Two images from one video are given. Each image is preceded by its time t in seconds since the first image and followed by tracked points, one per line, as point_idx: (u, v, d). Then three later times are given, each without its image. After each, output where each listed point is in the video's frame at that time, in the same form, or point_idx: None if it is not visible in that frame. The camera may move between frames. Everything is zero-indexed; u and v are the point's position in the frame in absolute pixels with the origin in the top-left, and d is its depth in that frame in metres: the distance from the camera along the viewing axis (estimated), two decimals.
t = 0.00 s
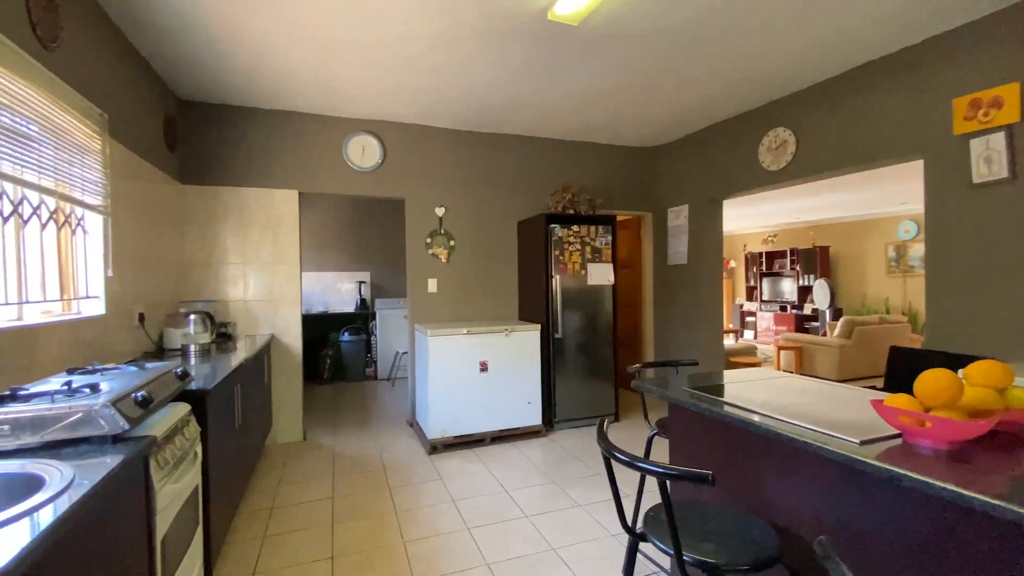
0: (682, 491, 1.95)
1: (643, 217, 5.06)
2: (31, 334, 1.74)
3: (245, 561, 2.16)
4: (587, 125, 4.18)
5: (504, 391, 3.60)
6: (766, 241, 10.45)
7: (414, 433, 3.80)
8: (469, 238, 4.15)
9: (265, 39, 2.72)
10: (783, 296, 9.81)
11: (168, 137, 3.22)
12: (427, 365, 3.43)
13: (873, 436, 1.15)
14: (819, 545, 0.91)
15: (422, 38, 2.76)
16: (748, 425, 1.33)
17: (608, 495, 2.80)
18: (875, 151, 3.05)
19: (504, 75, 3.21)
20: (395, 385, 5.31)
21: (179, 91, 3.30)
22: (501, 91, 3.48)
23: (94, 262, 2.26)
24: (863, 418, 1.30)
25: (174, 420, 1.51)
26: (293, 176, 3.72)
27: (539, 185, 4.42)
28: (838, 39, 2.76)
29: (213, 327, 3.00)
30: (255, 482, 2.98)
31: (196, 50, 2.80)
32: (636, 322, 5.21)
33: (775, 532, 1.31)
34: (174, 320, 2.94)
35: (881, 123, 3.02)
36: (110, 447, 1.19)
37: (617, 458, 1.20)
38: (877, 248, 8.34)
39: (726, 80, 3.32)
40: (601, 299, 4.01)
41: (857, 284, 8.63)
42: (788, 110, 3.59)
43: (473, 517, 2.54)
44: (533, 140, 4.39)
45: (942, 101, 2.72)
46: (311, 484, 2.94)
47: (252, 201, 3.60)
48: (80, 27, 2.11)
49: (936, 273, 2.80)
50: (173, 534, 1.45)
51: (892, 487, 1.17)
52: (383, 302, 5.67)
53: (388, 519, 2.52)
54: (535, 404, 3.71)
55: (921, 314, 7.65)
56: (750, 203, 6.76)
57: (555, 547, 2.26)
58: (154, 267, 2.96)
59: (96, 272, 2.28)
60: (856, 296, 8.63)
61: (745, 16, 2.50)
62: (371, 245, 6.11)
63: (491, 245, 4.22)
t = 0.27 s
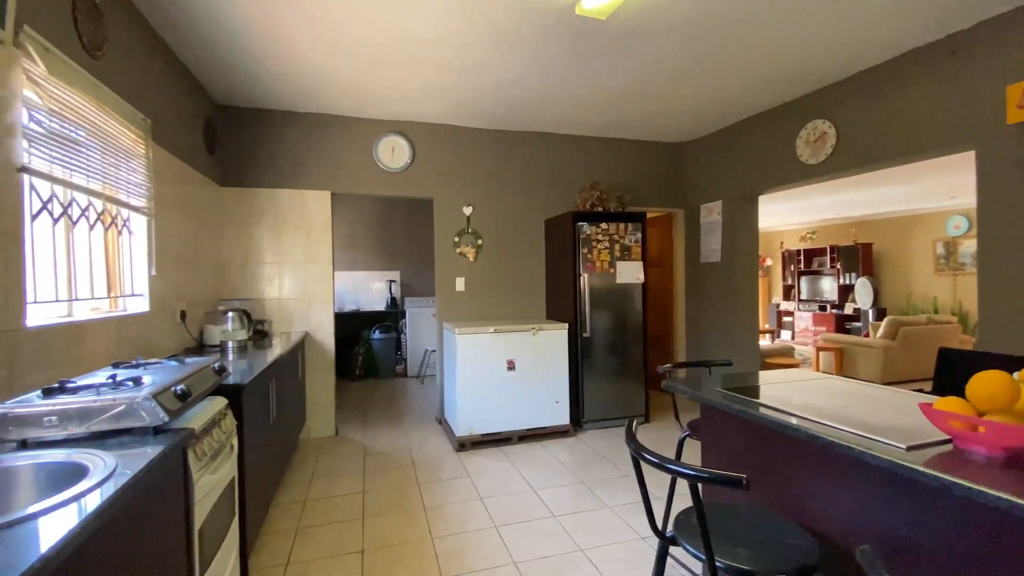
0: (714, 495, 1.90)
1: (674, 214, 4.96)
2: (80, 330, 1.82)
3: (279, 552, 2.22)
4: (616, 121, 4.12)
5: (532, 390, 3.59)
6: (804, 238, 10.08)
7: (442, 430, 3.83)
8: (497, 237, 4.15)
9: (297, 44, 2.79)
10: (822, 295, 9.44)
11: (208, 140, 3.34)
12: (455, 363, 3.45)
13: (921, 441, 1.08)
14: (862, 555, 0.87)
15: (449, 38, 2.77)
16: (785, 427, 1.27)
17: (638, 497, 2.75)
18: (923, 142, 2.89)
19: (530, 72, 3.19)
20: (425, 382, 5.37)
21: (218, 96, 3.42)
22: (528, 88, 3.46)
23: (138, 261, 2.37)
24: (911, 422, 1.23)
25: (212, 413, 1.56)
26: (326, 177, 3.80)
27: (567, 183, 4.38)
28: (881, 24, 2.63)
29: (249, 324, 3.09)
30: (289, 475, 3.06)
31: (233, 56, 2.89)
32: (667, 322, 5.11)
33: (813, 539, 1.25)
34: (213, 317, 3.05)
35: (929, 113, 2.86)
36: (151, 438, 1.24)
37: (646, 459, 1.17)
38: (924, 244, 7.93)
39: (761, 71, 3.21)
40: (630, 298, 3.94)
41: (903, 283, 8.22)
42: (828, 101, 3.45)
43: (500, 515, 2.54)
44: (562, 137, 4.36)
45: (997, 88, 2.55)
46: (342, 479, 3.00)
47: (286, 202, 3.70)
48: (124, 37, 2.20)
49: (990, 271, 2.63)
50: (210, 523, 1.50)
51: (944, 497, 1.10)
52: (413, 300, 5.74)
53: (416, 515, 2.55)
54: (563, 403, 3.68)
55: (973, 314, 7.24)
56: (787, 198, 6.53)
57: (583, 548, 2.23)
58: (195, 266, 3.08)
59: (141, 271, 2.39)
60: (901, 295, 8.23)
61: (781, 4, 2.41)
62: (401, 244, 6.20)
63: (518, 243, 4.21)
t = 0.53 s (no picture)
0: (750, 501, 1.83)
1: (707, 211, 4.83)
2: (126, 326, 1.91)
3: (311, 545, 2.27)
4: (647, 117, 4.04)
5: (560, 390, 3.56)
6: (845, 236, 9.67)
7: (470, 428, 3.85)
8: (525, 236, 4.14)
9: (329, 48, 2.85)
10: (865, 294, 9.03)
11: (246, 144, 3.45)
12: (484, 362, 3.46)
13: (975, 448, 1.01)
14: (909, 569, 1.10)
15: (477, 37, 2.77)
16: (825, 432, 1.21)
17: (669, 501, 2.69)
18: (978, 131, 2.72)
19: (559, 69, 3.17)
20: (454, 381, 5.40)
21: (255, 101, 3.53)
22: (556, 85, 3.44)
23: (180, 261, 2.46)
24: (965, 428, 1.15)
25: (247, 407, 1.61)
26: (357, 178, 3.87)
27: (596, 180, 4.33)
28: (930, 7, 2.49)
29: (285, 322, 3.19)
30: (322, 469, 3.13)
31: (268, 61, 2.98)
32: (699, 322, 4.98)
33: (855, 549, 1.19)
34: (250, 315, 3.15)
35: (984, 100, 2.68)
36: (190, 431, 1.28)
37: (677, 462, 1.14)
38: (977, 242, 7.49)
39: (799, 61, 3.08)
40: (661, 297, 3.86)
41: (954, 282, 7.78)
42: (872, 91, 3.29)
43: (528, 515, 2.53)
44: (591, 134, 4.31)
45: None
46: (373, 474, 3.05)
47: (319, 203, 3.79)
48: (166, 46, 2.30)
49: None
50: (245, 515, 1.54)
51: (999, 507, 1.02)
52: (442, 300, 5.79)
53: (444, 512, 2.56)
54: (592, 404, 3.63)
55: None
56: (827, 194, 6.28)
57: (613, 551, 2.19)
58: (233, 266, 3.19)
59: (183, 270, 2.49)
60: (952, 295, 7.79)
61: None
62: (430, 244, 6.26)
63: (547, 242, 4.18)
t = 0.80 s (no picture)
0: (786, 510, 1.76)
1: (741, 210, 4.69)
2: (167, 326, 1.99)
3: (341, 540, 2.31)
4: (677, 114, 3.96)
5: (588, 391, 3.52)
6: (890, 234, 9.23)
7: (498, 428, 3.85)
8: (553, 236, 4.11)
9: (359, 53, 2.90)
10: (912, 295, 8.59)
11: (280, 149, 3.56)
12: (511, 363, 3.45)
13: None
14: None
15: (503, 37, 2.77)
16: (866, 439, 1.15)
17: (701, 507, 2.62)
18: None
19: (586, 67, 3.14)
20: (482, 381, 5.42)
21: (289, 107, 3.63)
22: (583, 84, 3.40)
23: (218, 263, 2.55)
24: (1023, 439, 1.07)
25: (280, 405, 1.64)
26: (387, 180, 3.93)
27: (625, 179, 4.26)
28: None
29: (317, 322, 3.26)
30: (352, 466, 3.19)
31: (301, 68, 3.06)
32: (733, 324, 4.84)
33: (896, 562, 1.12)
34: (284, 315, 3.24)
35: None
36: (224, 427, 1.32)
37: (706, 469, 1.10)
38: None
39: (838, 52, 2.96)
40: (693, 298, 3.77)
41: (1010, 282, 7.32)
42: (918, 81, 3.12)
43: (554, 517, 2.50)
44: (620, 133, 4.25)
45: None
46: (401, 472, 3.09)
47: (350, 205, 3.86)
48: (204, 55, 2.39)
49: None
50: (277, 509, 1.58)
51: None
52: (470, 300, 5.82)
53: (470, 512, 2.56)
54: (621, 406, 3.58)
55: None
56: (870, 191, 6.01)
57: (641, 557, 2.15)
58: (268, 267, 3.28)
59: (222, 271, 2.58)
60: (1008, 296, 7.32)
61: None
62: (458, 245, 6.31)
63: (575, 242, 4.14)
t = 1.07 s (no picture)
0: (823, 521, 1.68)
1: (775, 208, 4.55)
2: (203, 326, 2.06)
3: (369, 538, 2.35)
4: (707, 111, 3.87)
5: (616, 394, 3.47)
6: (935, 232, 8.79)
7: (524, 430, 3.84)
8: (579, 237, 4.08)
9: (386, 59, 2.95)
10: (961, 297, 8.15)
11: (311, 155, 3.65)
12: (536, 364, 3.43)
13: None
14: None
15: (529, 38, 2.77)
16: (907, 449, 1.09)
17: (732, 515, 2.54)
18: None
19: (612, 66, 3.10)
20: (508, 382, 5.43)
21: (320, 113, 3.72)
22: (609, 83, 3.37)
23: (252, 265, 2.62)
24: None
25: (309, 404, 1.68)
26: (414, 183, 3.98)
27: (653, 179, 4.19)
28: None
29: (346, 322, 3.33)
30: (380, 465, 3.23)
31: (330, 75, 3.13)
32: (766, 326, 4.70)
33: None
34: (315, 315, 3.31)
35: None
36: (254, 425, 1.35)
37: (735, 477, 1.07)
38: None
39: (879, 42, 2.83)
40: (724, 299, 3.67)
41: None
42: (967, 71, 2.96)
43: (580, 521, 2.47)
44: (648, 132, 4.18)
45: None
46: (428, 472, 3.11)
47: (378, 208, 3.92)
48: (238, 65, 2.47)
49: None
50: (305, 506, 1.61)
51: None
52: (496, 302, 5.84)
53: (495, 514, 2.56)
54: (649, 410, 3.52)
55: None
56: (913, 188, 5.74)
57: (670, 564, 2.10)
58: (300, 269, 3.37)
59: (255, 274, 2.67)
60: None
61: None
62: (485, 247, 6.34)
63: (601, 243, 4.10)
